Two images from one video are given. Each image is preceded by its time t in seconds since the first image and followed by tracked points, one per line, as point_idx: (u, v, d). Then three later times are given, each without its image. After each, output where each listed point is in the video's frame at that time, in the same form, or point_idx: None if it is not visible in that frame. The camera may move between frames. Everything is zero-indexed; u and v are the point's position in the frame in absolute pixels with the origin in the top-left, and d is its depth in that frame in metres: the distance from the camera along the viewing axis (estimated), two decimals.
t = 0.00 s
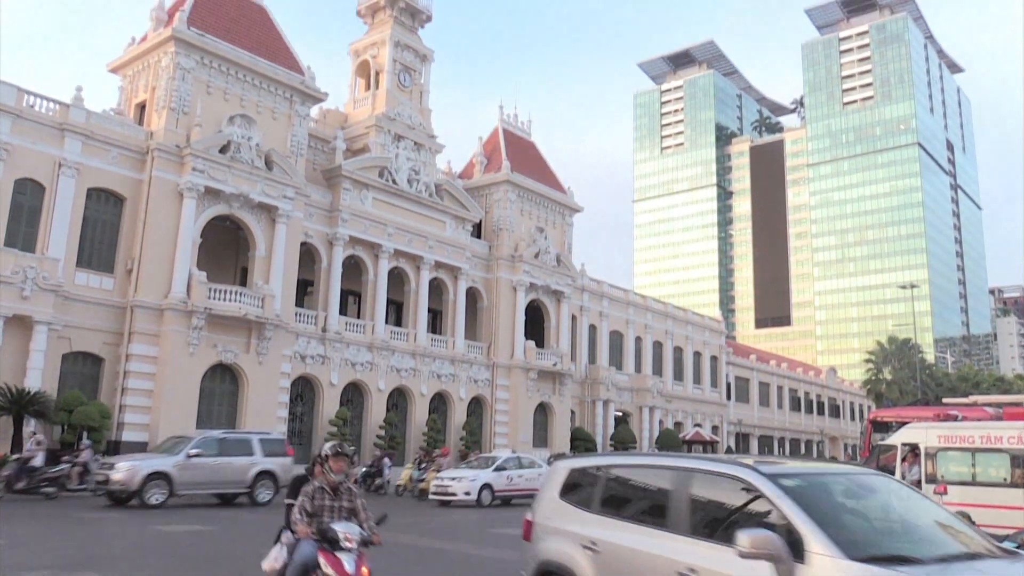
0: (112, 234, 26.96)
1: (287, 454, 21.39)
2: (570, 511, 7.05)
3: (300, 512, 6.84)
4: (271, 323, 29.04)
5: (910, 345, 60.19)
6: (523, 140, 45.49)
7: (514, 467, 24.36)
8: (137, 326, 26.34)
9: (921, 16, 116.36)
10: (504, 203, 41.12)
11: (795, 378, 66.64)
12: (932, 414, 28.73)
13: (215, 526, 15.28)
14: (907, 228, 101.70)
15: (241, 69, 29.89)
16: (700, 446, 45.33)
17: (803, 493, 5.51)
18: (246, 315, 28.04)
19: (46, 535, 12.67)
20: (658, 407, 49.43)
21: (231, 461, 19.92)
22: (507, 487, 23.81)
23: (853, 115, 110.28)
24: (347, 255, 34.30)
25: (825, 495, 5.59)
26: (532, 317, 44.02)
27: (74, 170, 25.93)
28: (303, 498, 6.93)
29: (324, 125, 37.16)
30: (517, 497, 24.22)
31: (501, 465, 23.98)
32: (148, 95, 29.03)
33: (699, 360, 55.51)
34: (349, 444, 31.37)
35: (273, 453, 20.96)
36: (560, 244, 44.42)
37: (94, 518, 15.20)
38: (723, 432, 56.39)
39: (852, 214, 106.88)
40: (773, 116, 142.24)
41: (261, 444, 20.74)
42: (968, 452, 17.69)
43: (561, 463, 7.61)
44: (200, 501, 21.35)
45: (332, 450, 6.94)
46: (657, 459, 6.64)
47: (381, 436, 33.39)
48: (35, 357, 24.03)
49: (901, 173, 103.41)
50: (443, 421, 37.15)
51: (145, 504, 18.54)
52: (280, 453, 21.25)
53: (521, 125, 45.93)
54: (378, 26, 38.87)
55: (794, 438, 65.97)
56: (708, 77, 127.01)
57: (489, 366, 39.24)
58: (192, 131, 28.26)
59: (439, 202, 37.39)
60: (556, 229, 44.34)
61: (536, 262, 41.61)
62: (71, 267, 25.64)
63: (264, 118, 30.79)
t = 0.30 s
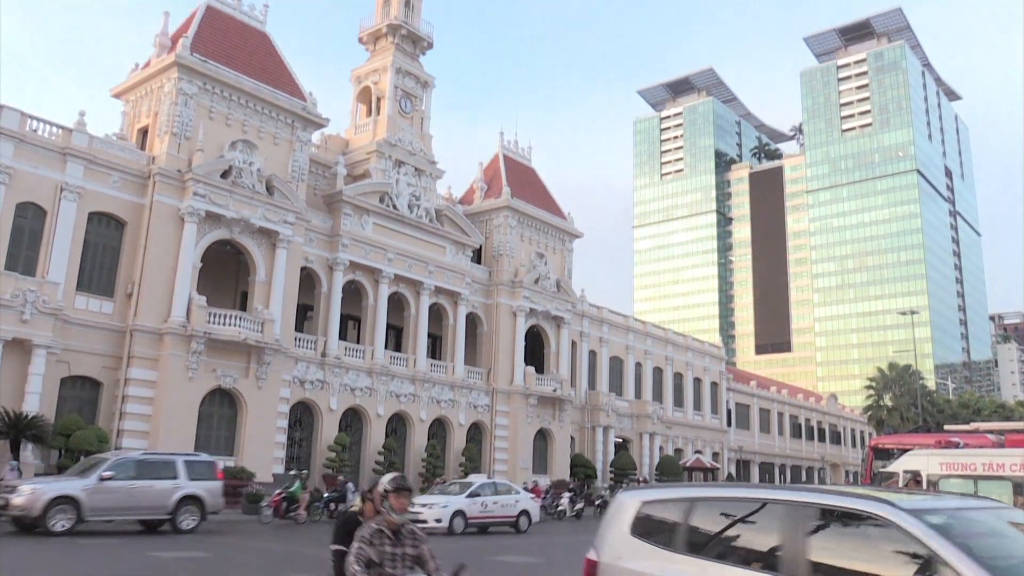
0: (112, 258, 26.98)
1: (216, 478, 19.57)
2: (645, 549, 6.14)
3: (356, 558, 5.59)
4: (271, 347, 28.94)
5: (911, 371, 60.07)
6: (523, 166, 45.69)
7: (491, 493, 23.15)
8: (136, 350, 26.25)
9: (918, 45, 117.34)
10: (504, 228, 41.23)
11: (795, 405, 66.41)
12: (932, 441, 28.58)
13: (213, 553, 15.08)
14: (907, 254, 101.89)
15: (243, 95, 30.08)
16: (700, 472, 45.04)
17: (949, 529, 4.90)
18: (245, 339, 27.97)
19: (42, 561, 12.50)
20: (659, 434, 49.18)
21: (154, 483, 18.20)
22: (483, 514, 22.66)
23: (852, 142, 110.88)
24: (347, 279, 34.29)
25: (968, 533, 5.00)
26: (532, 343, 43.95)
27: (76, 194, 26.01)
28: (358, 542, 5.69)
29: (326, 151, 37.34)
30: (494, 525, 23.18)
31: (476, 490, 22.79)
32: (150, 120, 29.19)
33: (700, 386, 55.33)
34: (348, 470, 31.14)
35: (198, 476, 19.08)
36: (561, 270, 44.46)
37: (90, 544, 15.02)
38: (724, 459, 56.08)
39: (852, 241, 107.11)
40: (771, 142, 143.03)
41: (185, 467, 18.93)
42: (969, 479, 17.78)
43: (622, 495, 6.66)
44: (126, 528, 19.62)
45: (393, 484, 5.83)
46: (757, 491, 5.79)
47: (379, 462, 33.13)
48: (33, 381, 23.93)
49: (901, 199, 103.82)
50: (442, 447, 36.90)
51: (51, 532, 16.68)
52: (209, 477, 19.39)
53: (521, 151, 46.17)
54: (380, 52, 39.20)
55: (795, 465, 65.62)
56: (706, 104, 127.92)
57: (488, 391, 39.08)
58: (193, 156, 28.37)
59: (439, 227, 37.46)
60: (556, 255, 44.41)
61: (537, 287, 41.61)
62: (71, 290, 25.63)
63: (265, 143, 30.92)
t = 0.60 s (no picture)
0: (112, 277, 26.99)
1: (146, 495, 18.60)
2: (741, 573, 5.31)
3: None
4: (270, 367, 28.88)
5: (912, 392, 59.92)
6: (523, 187, 45.80)
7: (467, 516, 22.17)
8: (135, 369, 26.20)
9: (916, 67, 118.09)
10: (505, 249, 41.30)
11: (796, 426, 66.18)
12: (933, 463, 28.41)
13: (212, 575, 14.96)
14: (908, 275, 101.97)
15: (244, 115, 30.23)
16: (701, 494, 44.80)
17: None
18: (245, 359, 27.92)
19: None
20: (659, 455, 48.94)
21: (75, 502, 17.20)
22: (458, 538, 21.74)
23: (851, 163, 111.29)
24: (347, 299, 34.28)
25: None
26: (532, 364, 43.87)
27: (77, 213, 26.08)
28: None
29: (327, 171, 37.47)
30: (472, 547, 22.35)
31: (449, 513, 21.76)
32: (152, 140, 29.31)
33: (700, 407, 55.15)
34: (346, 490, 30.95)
35: (126, 494, 18.10)
36: (560, 290, 44.48)
37: (87, 565, 14.92)
38: (724, 480, 55.82)
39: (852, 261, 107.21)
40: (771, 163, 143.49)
41: (113, 484, 17.94)
42: (971, 501, 17.66)
43: (691, 524, 5.77)
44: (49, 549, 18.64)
45: (486, 517, 5.32)
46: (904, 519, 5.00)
47: (378, 482, 32.95)
48: (31, 400, 23.86)
49: (900, 220, 104.07)
50: (441, 468, 36.70)
51: None
52: (138, 494, 18.40)
53: (521, 171, 46.36)
54: (382, 73, 39.46)
55: (796, 486, 65.27)
56: (706, 125, 128.53)
57: (488, 412, 38.94)
58: (195, 175, 28.47)
59: (439, 247, 37.51)
60: (556, 275, 44.45)
61: (536, 307, 41.60)
62: (71, 309, 25.63)
63: (266, 164, 31.04)
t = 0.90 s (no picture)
0: (112, 297, 26.97)
1: (56, 512, 17.13)
2: None
3: None
4: (269, 388, 28.78)
5: (913, 415, 59.76)
6: (522, 208, 45.93)
7: (438, 537, 21.70)
8: (134, 390, 26.11)
9: (914, 90, 118.88)
10: (504, 270, 41.35)
11: (796, 448, 65.90)
12: (935, 486, 28.19)
13: None
14: (908, 297, 101.99)
15: (246, 136, 30.38)
16: (701, 517, 44.48)
17: None
18: (244, 379, 27.83)
19: None
20: (659, 477, 48.63)
21: None
22: (428, 560, 21.09)
23: (850, 186, 111.71)
24: (347, 320, 34.22)
25: None
26: (532, 385, 43.75)
27: (78, 233, 26.12)
28: None
29: (328, 192, 37.58)
30: (444, 571, 21.67)
31: (420, 533, 21.24)
32: (153, 160, 29.45)
33: (700, 430, 54.92)
34: (345, 512, 30.71)
35: (30, 511, 16.65)
36: (560, 311, 44.45)
37: None
38: (725, 503, 55.47)
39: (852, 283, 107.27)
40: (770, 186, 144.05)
41: (17, 500, 16.55)
42: (973, 525, 17.54)
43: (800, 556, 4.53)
44: None
45: None
46: None
47: (377, 505, 32.71)
48: (29, 420, 23.75)
49: (900, 243, 104.30)
50: (439, 490, 36.43)
51: None
52: (47, 511, 16.98)
53: (521, 193, 46.53)
54: (383, 95, 39.71)
55: (797, 510, 64.86)
56: (705, 148, 129.17)
57: (487, 434, 38.76)
58: (195, 196, 28.54)
59: (439, 269, 37.55)
60: (556, 297, 44.46)
61: (536, 329, 41.55)
62: (71, 329, 25.59)
63: (267, 185, 31.14)
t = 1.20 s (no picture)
0: (111, 316, 26.95)
1: None
2: None
3: None
4: (267, 408, 28.68)
5: (914, 437, 59.62)
6: (522, 228, 46.02)
7: (409, 558, 21.53)
8: (132, 409, 26.01)
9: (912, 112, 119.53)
10: (504, 291, 41.38)
11: (797, 470, 65.66)
12: (936, 508, 27.99)
13: None
14: (908, 317, 101.95)
15: (247, 156, 30.51)
16: (702, 538, 44.17)
17: None
18: (243, 399, 27.73)
19: None
20: (659, 499, 48.34)
21: None
22: None
23: (849, 207, 112.03)
24: (346, 340, 34.18)
25: None
26: (531, 406, 43.61)
27: (78, 252, 26.15)
28: None
29: (329, 212, 37.68)
30: None
31: (390, 553, 21.05)
32: (154, 180, 29.54)
33: (700, 451, 54.72)
34: (343, 533, 30.50)
35: None
36: (560, 332, 44.42)
37: None
38: (726, 525, 55.13)
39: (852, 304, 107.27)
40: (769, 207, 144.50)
41: None
42: (975, 547, 17.47)
43: None
44: None
45: None
46: None
47: (375, 526, 32.49)
48: (27, 439, 23.66)
49: (900, 263, 104.43)
50: (438, 511, 36.21)
51: None
52: None
53: (521, 214, 46.67)
54: (383, 116, 39.94)
55: (798, 532, 64.46)
56: (704, 169, 129.70)
57: (487, 455, 38.60)
58: (196, 215, 28.61)
59: (439, 289, 37.56)
60: (556, 317, 44.45)
61: (536, 349, 41.49)
62: (70, 348, 25.55)
63: (268, 205, 31.22)
